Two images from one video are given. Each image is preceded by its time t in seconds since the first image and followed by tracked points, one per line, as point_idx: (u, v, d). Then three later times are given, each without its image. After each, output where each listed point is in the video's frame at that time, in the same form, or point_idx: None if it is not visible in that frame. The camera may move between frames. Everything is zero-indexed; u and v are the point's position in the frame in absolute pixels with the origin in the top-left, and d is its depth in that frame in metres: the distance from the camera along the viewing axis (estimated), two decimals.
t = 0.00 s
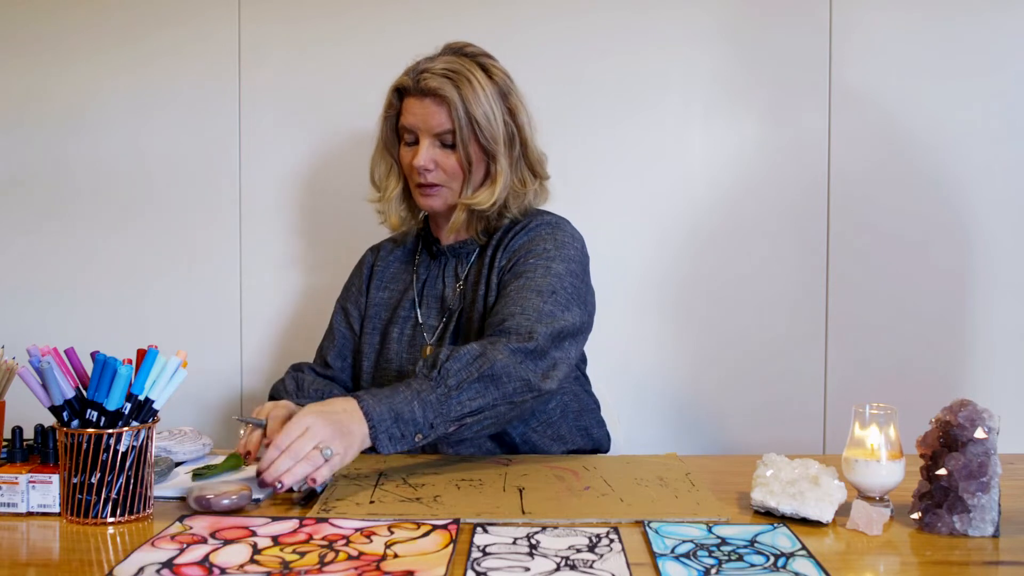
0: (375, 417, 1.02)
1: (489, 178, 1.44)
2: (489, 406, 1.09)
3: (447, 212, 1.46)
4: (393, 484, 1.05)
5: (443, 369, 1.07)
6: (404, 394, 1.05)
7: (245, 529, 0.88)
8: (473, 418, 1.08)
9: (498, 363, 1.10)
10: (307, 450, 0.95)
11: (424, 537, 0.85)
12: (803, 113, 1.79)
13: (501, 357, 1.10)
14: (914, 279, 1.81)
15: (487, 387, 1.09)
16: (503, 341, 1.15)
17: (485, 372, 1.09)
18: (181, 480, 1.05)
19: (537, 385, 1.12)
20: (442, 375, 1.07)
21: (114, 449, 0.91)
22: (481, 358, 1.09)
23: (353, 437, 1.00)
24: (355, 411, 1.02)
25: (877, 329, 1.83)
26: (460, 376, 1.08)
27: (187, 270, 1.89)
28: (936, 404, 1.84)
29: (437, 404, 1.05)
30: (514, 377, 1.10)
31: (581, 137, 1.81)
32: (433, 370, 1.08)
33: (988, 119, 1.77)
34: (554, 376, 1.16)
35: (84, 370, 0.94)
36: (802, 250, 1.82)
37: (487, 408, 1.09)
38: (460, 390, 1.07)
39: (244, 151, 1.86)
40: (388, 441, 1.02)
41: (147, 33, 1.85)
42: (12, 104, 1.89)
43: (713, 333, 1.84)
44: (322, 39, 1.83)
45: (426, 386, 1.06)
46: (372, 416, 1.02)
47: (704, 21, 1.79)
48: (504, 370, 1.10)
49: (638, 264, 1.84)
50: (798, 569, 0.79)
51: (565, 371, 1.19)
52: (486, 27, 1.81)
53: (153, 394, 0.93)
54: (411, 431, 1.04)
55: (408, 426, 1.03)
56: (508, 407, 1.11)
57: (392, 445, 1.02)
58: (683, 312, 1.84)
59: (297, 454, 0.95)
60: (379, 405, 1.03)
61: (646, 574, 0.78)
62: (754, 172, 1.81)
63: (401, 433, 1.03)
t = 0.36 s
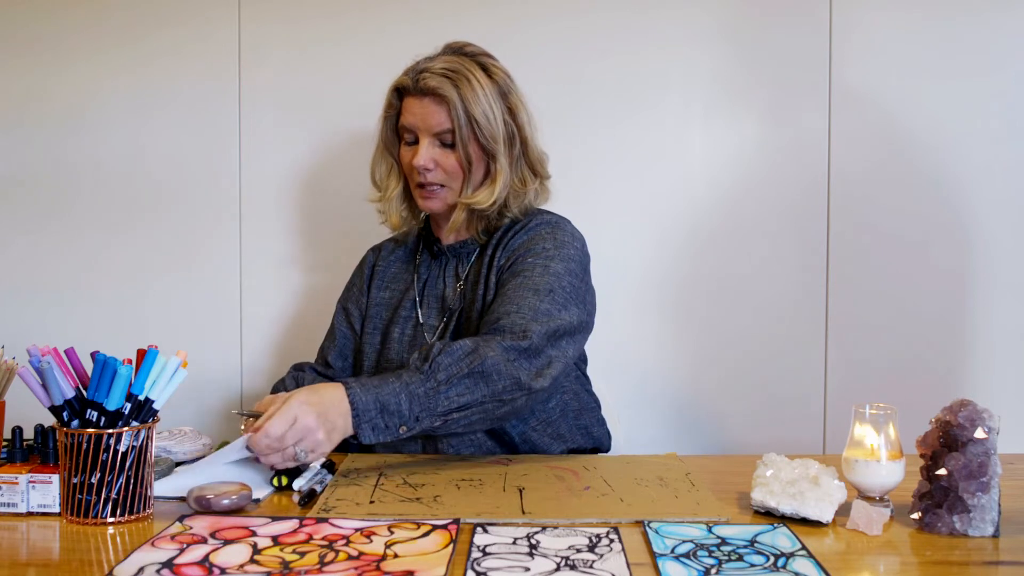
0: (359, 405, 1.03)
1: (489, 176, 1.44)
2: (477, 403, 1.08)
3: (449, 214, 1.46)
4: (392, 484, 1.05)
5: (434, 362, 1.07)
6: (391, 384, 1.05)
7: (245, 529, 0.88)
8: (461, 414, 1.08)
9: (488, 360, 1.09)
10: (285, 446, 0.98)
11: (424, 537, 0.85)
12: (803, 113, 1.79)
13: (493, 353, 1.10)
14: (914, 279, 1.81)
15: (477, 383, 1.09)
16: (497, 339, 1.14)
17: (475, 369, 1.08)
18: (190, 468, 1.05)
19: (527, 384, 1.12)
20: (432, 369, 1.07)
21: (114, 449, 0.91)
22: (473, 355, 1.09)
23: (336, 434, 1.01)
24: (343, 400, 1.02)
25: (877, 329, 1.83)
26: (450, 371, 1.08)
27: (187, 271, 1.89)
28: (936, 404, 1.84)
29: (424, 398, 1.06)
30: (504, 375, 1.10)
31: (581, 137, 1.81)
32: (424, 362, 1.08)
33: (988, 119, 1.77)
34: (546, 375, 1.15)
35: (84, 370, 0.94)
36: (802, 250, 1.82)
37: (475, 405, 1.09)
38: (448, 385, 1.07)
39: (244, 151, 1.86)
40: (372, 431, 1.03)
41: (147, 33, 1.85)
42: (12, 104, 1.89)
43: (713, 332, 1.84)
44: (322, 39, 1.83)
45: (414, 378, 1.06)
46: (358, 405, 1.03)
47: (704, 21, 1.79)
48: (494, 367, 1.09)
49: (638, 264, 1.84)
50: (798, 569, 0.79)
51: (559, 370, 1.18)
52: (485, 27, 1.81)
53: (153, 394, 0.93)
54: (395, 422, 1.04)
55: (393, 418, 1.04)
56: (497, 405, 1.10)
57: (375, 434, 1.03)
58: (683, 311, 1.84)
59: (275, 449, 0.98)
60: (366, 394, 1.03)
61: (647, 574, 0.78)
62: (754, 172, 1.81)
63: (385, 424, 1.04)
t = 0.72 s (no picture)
0: (361, 392, 1.02)
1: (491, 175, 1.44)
2: (478, 394, 1.08)
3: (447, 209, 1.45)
4: (393, 484, 1.05)
5: (436, 352, 1.07)
6: (393, 373, 1.05)
7: (245, 529, 0.88)
8: (462, 405, 1.08)
9: (490, 351, 1.09)
10: (286, 427, 0.98)
11: (424, 536, 0.85)
12: (803, 113, 1.79)
13: (495, 345, 1.10)
14: (913, 279, 1.81)
15: (478, 374, 1.08)
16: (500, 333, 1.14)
17: (477, 360, 1.08)
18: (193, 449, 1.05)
19: (529, 377, 1.11)
20: (434, 359, 1.07)
21: (114, 449, 0.91)
22: (475, 346, 1.09)
23: (337, 420, 1.01)
24: (344, 386, 1.03)
25: (877, 329, 1.83)
26: (452, 362, 1.08)
27: (187, 271, 1.89)
28: (936, 404, 1.84)
29: (425, 386, 1.05)
30: (506, 367, 1.10)
31: (580, 137, 1.81)
32: (425, 353, 1.08)
33: (988, 119, 1.77)
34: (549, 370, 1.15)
35: (84, 370, 0.94)
36: (802, 249, 1.82)
37: (477, 396, 1.08)
38: (450, 375, 1.07)
39: (244, 151, 1.86)
40: (373, 418, 1.03)
41: (147, 33, 1.85)
42: (12, 105, 1.89)
43: (713, 332, 1.84)
44: (322, 39, 1.83)
45: (416, 368, 1.06)
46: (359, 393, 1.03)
47: (704, 21, 1.79)
48: (497, 359, 1.09)
49: (637, 264, 1.84)
50: (798, 569, 0.79)
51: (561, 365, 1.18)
52: (485, 27, 1.81)
53: (153, 394, 0.93)
54: (397, 411, 1.04)
55: (394, 406, 1.04)
56: (499, 397, 1.10)
57: (376, 421, 1.03)
58: (683, 311, 1.84)
59: (277, 430, 0.98)
60: (367, 380, 1.03)
61: (646, 574, 0.78)
62: (754, 172, 1.81)
63: (386, 411, 1.03)
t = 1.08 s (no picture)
0: (375, 366, 1.02)
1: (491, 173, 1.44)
2: (488, 384, 1.08)
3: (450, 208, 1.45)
4: (393, 484, 1.05)
5: (451, 339, 1.08)
6: (408, 353, 1.05)
7: (245, 529, 0.88)
8: (473, 394, 1.08)
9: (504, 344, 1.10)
10: (299, 388, 0.96)
11: (424, 537, 0.85)
12: (803, 113, 1.79)
13: (509, 338, 1.11)
14: (913, 280, 1.81)
15: (490, 365, 1.09)
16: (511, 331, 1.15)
17: (491, 351, 1.09)
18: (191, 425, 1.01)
19: (540, 375, 1.12)
20: (448, 345, 1.08)
21: (114, 449, 0.91)
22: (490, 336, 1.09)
23: (349, 385, 1.00)
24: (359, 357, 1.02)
25: (877, 329, 1.83)
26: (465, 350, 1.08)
27: (187, 271, 1.89)
28: (936, 404, 1.84)
29: (437, 368, 1.06)
30: (518, 362, 1.10)
31: (580, 137, 1.81)
32: (440, 340, 1.09)
33: (988, 119, 1.77)
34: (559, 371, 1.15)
35: (84, 370, 0.94)
36: (802, 249, 1.82)
37: (487, 387, 1.08)
38: (463, 362, 1.07)
39: (244, 151, 1.86)
40: (383, 393, 1.02)
41: (147, 33, 1.85)
42: (12, 105, 1.89)
43: (713, 333, 1.84)
44: (322, 39, 1.83)
45: (430, 352, 1.07)
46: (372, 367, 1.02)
47: (704, 21, 1.78)
48: (510, 352, 1.10)
49: (637, 264, 1.84)
50: (798, 569, 0.79)
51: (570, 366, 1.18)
52: (485, 27, 1.81)
53: (153, 394, 0.93)
54: (407, 390, 1.04)
55: (406, 385, 1.04)
56: (508, 390, 1.10)
57: (386, 397, 1.03)
58: (683, 311, 1.84)
59: (290, 390, 0.96)
60: (383, 355, 1.03)
61: (647, 574, 0.78)
62: (754, 172, 1.81)
63: (397, 389, 1.03)
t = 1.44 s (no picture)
0: (488, 366, 1.06)
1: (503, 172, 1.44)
2: (574, 404, 1.14)
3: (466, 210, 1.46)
4: (393, 484, 1.05)
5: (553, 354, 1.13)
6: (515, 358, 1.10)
7: (245, 529, 0.88)
8: (557, 411, 1.13)
9: (594, 368, 1.16)
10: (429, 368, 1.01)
11: (424, 536, 0.85)
12: (803, 113, 1.79)
13: (598, 363, 1.16)
14: (914, 279, 1.81)
15: (579, 386, 1.14)
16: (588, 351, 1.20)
17: (584, 372, 1.15)
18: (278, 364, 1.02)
19: (617, 404, 1.19)
20: (548, 359, 1.13)
21: (114, 449, 0.91)
22: (585, 358, 1.16)
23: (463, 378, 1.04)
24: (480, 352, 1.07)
25: (876, 329, 1.83)
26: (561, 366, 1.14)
27: (187, 271, 1.89)
28: (935, 404, 1.84)
29: (537, 378, 1.11)
30: (604, 387, 1.16)
31: (580, 137, 1.82)
32: (542, 352, 1.14)
33: (988, 119, 1.77)
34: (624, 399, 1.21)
35: (84, 370, 0.94)
36: (802, 249, 1.82)
37: (571, 406, 1.14)
38: (557, 378, 1.13)
39: (244, 151, 1.86)
40: (487, 392, 1.07)
41: (147, 34, 1.85)
42: (12, 105, 1.89)
43: (713, 333, 1.84)
44: (322, 39, 1.83)
45: (533, 362, 1.12)
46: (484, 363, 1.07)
47: (704, 21, 1.78)
48: (599, 377, 1.16)
49: (637, 264, 1.84)
50: (798, 569, 0.79)
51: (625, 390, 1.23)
52: (484, 27, 1.81)
53: (153, 394, 0.93)
54: (507, 394, 1.08)
55: (508, 389, 1.08)
56: (588, 413, 1.16)
57: (488, 397, 1.07)
58: (683, 311, 1.84)
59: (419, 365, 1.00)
60: (495, 357, 1.07)
61: (646, 574, 0.78)
62: (754, 172, 1.81)
63: (500, 390, 1.07)
